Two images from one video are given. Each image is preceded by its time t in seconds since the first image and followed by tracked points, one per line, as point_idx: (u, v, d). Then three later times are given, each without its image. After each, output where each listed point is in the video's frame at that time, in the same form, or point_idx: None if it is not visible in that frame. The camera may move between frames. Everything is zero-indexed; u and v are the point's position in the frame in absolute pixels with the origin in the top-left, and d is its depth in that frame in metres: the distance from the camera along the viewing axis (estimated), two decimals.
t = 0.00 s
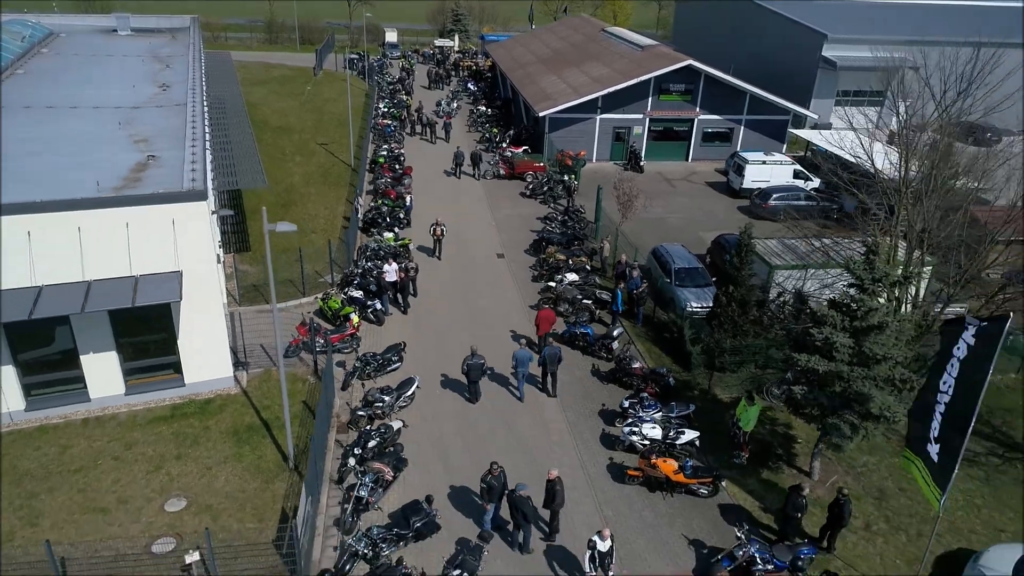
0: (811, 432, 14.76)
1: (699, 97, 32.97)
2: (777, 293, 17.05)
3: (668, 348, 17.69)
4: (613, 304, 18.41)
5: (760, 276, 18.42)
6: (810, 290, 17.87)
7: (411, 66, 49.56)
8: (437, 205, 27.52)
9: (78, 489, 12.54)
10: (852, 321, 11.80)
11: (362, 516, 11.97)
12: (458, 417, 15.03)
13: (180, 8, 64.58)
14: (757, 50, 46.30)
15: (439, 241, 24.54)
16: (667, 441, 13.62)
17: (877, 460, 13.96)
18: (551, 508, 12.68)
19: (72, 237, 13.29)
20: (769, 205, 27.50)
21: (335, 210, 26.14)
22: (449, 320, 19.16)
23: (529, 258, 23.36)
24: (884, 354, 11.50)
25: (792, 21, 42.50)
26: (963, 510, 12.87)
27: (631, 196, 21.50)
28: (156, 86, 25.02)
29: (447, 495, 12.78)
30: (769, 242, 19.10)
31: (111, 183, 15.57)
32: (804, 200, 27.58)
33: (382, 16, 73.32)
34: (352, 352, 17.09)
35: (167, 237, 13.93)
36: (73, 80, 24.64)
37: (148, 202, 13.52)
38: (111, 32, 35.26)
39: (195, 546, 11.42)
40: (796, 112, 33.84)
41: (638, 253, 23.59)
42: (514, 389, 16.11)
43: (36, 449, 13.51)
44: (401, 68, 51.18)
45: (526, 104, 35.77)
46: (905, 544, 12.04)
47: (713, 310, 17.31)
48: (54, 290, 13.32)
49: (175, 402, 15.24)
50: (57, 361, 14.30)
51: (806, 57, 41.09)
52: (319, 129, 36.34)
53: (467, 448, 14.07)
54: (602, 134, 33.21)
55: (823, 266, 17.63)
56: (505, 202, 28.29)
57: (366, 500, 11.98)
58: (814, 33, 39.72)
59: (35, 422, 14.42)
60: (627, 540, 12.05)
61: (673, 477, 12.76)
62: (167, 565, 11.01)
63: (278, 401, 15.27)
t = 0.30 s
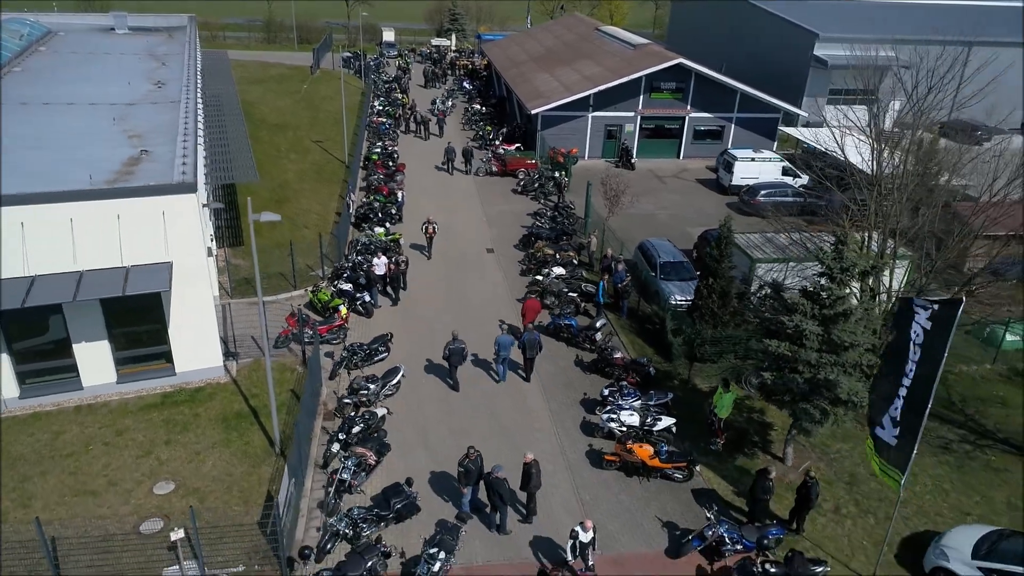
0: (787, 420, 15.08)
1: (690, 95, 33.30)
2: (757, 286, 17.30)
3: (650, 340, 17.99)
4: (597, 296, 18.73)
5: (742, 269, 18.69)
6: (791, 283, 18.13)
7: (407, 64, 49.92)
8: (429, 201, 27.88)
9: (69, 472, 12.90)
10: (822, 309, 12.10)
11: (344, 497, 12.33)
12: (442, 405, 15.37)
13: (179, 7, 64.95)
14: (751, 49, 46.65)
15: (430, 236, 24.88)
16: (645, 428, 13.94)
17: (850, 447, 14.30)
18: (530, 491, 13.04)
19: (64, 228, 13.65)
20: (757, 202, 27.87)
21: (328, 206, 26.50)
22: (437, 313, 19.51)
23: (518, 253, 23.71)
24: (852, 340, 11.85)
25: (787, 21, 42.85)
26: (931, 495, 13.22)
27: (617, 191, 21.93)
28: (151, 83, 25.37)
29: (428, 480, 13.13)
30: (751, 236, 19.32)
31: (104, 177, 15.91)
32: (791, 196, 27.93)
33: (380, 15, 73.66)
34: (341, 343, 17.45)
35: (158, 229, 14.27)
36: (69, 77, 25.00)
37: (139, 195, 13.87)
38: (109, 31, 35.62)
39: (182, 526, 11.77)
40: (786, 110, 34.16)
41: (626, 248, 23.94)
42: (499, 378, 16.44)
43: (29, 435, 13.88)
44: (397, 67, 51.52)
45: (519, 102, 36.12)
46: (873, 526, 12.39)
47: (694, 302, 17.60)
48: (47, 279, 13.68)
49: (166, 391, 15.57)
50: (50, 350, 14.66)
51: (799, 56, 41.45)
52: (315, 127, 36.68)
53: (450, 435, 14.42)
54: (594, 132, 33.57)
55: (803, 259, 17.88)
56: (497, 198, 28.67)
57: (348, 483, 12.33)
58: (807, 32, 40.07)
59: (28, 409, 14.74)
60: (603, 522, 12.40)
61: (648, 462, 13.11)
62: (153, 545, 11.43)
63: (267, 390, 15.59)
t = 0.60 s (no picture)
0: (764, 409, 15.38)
1: (681, 93, 33.61)
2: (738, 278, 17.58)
3: (633, 332, 18.28)
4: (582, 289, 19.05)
5: (724, 262, 18.96)
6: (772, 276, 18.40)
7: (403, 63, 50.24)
8: (421, 198, 28.20)
9: (59, 457, 13.23)
10: (791, 297, 12.41)
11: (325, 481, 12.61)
12: (426, 394, 15.69)
13: (178, 7, 65.39)
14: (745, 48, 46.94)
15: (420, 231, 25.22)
16: (622, 416, 14.24)
17: (824, 435, 14.60)
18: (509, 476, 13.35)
19: (55, 220, 13.98)
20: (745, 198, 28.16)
21: (320, 202, 26.82)
22: (425, 306, 19.82)
23: (506, 248, 24.03)
24: (821, 327, 12.13)
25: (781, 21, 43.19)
26: (901, 481, 13.50)
27: (603, 186, 22.29)
28: (146, 81, 25.70)
29: (409, 465, 13.43)
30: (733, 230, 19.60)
31: (96, 171, 16.24)
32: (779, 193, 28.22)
33: (378, 15, 73.94)
34: (329, 334, 17.78)
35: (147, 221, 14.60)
36: (66, 75, 25.35)
37: (128, 187, 14.20)
38: (106, 29, 35.96)
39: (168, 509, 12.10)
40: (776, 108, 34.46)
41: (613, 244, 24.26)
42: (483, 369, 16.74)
43: (21, 422, 14.21)
44: (394, 66, 51.83)
45: (512, 100, 36.45)
46: (843, 510, 12.68)
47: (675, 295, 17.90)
48: (38, 270, 14.01)
49: (156, 380, 15.90)
50: (42, 339, 15.00)
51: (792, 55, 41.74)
52: (310, 125, 37.00)
53: (433, 423, 14.74)
54: (586, 129, 33.89)
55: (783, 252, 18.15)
56: (488, 194, 29.00)
57: (330, 467, 12.66)
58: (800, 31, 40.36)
59: (21, 397, 15.12)
60: (579, 506, 12.70)
61: (625, 448, 13.41)
62: (140, 526, 11.51)
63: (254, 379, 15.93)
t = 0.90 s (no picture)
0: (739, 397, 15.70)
1: (671, 91, 33.95)
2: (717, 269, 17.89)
3: (615, 323, 18.61)
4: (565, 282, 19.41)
5: (705, 255, 19.29)
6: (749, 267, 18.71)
7: (399, 62, 50.56)
8: (411, 194, 28.58)
9: (48, 442, 13.58)
10: (758, 285, 12.74)
11: (308, 465, 12.97)
12: (408, 383, 16.02)
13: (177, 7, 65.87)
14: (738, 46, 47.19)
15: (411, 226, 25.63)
16: (599, 403, 14.58)
17: (796, 422, 14.92)
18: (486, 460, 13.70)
19: (44, 211, 14.33)
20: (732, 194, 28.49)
21: (311, 198, 27.17)
22: (411, 299, 20.16)
23: (494, 242, 24.38)
24: (787, 314, 12.46)
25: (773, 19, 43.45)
26: (869, 465, 13.80)
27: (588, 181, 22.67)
28: (140, 78, 26.07)
29: (389, 450, 13.77)
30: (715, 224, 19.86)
31: (86, 164, 16.59)
32: (766, 189, 28.53)
33: (375, 14, 74.23)
34: (316, 325, 18.13)
35: (135, 213, 14.95)
36: (61, 72, 25.70)
37: (115, 179, 14.55)
38: (103, 28, 36.34)
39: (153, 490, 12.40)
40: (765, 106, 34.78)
41: (599, 239, 24.59)
42: (466, 359, 17.09)
43: (12, 408, 14.57)
44: (389, 64, 52.15)
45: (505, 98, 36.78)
46: (810, 493, 13.00)
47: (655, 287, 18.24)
48: (28, 260, 14.34)
49: (145, 369, 16.25)
50: (34, 328, 15.36)
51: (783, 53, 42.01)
52: (304, 122, 37.34)
53: (414, 410, 15.08)
54: (576, 127, 34.23)
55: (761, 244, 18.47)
56: (479, 191, 29.34)
57: (310, 451, 13.00)
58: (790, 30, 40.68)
59: (12, 385, 15.48)
60: (553, 489, 13.05)
61: (599, 433, 13.75)
62: (125, 506, 11.93)
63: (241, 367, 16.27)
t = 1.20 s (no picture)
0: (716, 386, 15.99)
1: (662, 88, 34.25)
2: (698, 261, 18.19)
3: (598, 315, 18.91)
4: (550, 274, 19.70)
5: (687, 247, 19.58)
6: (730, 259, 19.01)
7: (395, 61, 50.88)
8: (403, 189, 28.88)
9: (37, 426, 13.89)
10: (729, 273, 13.04)
11: (290, 449, 13.27)
12: (392, 372, 16.32)
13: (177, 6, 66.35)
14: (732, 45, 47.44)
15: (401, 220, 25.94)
16: (577, 391, 14.87)
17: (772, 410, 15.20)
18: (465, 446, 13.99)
19: (34, 202, 14.64)
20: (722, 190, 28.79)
21: (304, 193, 27.47)
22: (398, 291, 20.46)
23: (483, 237, 24.68)
24: (756, 301, 12.78)
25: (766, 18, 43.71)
26: (841, 451, 14.08)
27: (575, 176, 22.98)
28: (134, 74, 26.38)
29: (370, 436, 14.07)
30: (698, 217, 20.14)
31: (76, 156, 16.89)
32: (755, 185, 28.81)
33: (374, 13, 74.56)
34: (303, 316, 18.43)
35: (123, 204, 15.26)
36: (56, 68, 26.02)
37: (103, 171, 14.86)
38: (100, 26, 36.67)
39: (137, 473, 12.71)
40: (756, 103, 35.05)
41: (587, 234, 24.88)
42: (450, 349, 17.39)
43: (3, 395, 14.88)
44: (386, 63, 52.46)
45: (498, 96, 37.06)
46: (781, 478, 13.30)
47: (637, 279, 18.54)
48: (18, 250, 14.65)
49: (134, 358, 16.55)
50: (25, 317, 15.67)
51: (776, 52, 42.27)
52: (300, 120, 37.64)
53: (397, 398, 15.38)
54: (569, 124, 34.52)
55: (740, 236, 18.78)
56: (470, 187, 29.63)
57: (292, 435, 13.31)
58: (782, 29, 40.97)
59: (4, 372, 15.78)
60: (530, 474, 13.35)
61: (576, 420, 14.05)
62: (110, 487, 12.22)
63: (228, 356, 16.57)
